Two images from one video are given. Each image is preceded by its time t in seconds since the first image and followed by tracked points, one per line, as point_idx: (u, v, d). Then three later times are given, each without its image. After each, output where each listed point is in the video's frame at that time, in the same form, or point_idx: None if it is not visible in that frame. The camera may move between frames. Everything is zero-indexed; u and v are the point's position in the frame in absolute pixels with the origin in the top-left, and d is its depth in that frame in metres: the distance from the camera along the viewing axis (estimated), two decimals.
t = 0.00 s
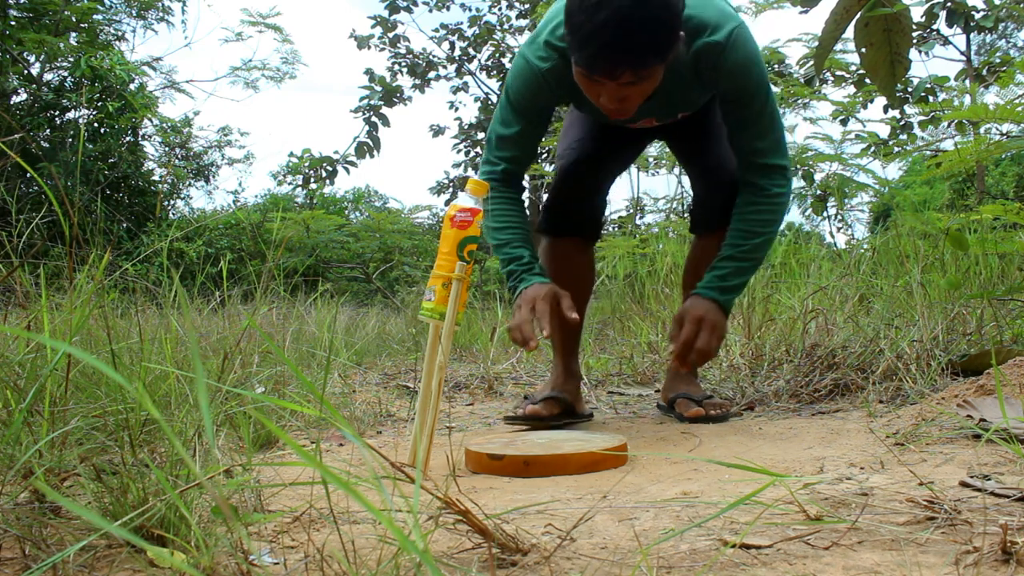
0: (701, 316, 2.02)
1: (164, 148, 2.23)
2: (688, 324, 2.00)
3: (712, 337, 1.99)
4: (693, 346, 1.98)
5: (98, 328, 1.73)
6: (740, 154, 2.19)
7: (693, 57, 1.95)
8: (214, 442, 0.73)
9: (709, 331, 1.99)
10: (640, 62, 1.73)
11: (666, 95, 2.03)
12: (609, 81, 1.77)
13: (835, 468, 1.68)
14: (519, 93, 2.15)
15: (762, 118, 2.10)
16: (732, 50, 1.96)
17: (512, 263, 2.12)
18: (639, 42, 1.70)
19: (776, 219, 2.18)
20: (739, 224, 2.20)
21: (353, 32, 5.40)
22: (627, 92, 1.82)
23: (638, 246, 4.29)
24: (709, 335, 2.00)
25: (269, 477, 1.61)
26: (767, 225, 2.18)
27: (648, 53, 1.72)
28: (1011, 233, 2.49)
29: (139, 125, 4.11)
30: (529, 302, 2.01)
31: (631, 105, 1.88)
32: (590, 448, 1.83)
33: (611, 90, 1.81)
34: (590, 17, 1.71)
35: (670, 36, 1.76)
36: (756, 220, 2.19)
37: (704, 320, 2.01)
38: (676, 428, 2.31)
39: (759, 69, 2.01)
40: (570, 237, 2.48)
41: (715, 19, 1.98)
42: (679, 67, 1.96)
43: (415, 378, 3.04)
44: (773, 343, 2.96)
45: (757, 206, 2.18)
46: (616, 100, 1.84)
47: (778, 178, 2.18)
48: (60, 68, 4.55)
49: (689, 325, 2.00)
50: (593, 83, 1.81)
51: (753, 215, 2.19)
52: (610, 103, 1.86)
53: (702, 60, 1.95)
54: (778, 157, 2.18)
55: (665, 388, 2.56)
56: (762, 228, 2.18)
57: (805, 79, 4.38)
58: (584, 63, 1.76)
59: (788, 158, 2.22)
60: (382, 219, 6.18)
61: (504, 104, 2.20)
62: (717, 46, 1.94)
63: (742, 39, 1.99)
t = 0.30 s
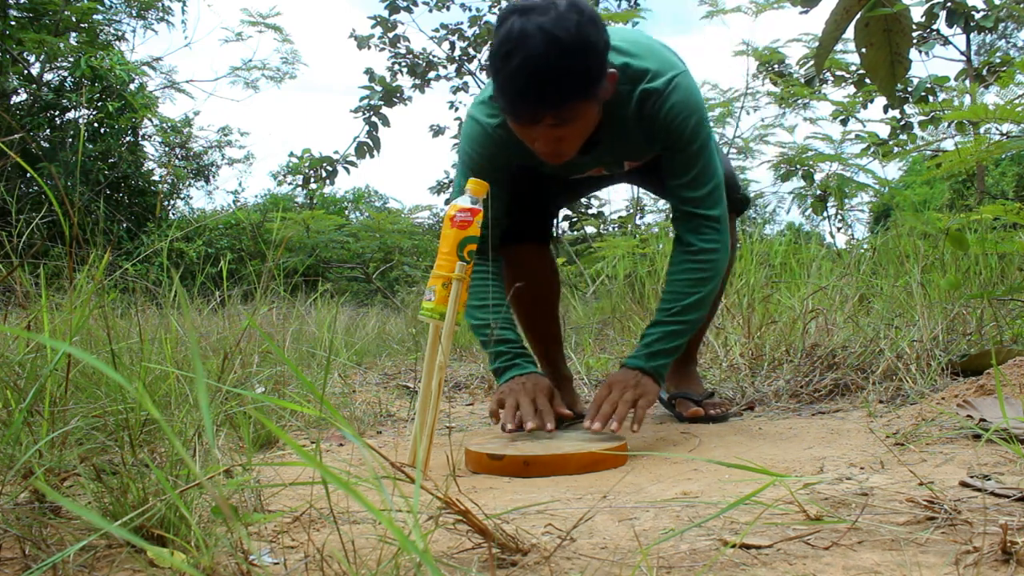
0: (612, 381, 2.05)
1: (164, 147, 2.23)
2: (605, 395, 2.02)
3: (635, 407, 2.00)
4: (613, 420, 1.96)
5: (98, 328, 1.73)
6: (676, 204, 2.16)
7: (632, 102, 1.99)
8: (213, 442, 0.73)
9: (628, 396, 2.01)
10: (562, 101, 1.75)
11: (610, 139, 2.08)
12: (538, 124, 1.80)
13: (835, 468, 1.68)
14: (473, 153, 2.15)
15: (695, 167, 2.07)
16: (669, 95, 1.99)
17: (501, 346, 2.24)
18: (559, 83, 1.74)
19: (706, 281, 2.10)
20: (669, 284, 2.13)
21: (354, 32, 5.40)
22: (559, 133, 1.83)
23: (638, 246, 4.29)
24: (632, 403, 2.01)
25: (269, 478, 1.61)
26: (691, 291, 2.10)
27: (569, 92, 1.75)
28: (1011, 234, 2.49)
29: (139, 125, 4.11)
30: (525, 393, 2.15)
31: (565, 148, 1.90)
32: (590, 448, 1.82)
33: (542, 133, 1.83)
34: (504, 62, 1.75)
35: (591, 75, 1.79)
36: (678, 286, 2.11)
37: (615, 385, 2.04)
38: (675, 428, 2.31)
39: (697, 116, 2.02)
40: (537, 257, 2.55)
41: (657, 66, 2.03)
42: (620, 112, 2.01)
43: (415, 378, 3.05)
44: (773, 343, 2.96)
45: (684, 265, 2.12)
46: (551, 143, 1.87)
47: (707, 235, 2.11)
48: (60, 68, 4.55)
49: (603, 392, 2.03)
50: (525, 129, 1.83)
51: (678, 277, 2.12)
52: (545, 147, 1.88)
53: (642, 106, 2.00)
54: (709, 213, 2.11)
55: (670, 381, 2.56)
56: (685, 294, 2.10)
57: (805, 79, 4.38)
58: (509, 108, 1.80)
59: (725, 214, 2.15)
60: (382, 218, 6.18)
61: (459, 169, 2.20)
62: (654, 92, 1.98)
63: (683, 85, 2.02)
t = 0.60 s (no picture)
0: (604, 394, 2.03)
1: (164, 147, 2.23)
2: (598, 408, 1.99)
3: (629, 417, 1.97)
4: (606, 431, 1.92)
5: (98, 328, 1.73)
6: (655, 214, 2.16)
7: (587, 121, 2.08)
8: (213, 442, 0.73)
9: (621, 406, 1.98)
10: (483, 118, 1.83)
11: (569, 156, 2.18)
12: (470, 143, 1.89)
13: (835, 468, 1.68)
14: (437, 185, 2.24)
15: (667, 178, 2.06)
16: (622, 108, 2.04)
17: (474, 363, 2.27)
18: (478, 101, 1.82)
19: (699, 284, 2.08)
20: (663, 292, 2.12)
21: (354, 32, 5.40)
22: (495, 150, 1.91)
23: (638, 246, 4.29)
24: (625, 412, 1.98)
25: (269, 477, 1.61)
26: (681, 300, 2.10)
27: (489, 109, 1.83)
28: (1011, 233, 2.49)
29: (140, 125, 4.11)
30: (498, 402, 2.16)
31: (508, 165, 1.97)
32: (590, 448, 1.82)
33: (478, 152, 1.92)
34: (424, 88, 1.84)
35: (511, 90, 1.86)
36: (671, 291, 2.11)
37: (609, 396, 2.02)
38: (675, 428, 2.31)
39: (657, 126, 2.03)
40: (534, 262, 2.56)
41: (605, 84, 2.10)
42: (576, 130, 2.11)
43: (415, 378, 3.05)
44: (773, 343, 2.96)
45: (676, 272, 2.11)
46: (489, 161, 1.95)
47: (692, 241, 2.09)
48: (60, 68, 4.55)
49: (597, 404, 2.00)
50: (463, 151, 1.93)
51: (673, 284, 2.11)
52: (488, 166, 1.97)
53: (597, 122, 2.08)
54: (689, 219, 2.08)
55: (672, 380, 2.55)
56: (677, 301, 2.10)
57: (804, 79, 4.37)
58: (441, 133, 1.89)
59: (709, 217, 2.11)
60: (382, 218, 6.18)
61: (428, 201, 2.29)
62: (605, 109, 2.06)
63: (639, 99, 2.05)
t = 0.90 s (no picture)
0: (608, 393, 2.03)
1: (164, 147, 2.23)
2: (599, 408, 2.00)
3: (630, 418, 1.97)
4: (606, 431, 1.92)
5: (98, 328, 1.73)
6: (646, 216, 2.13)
7: (570, 128, 2.09)
8: (214, 442, 0.73)
9: (623, 407, 1.98)
10: (465, 125, 1.85)
11: (556, 164, 2.19)
12: (454, 151, 1.91)
13: (835, 468, 1.68)
14: (428, 189, 2.24)
15: (654, 181, 2.03)
16: (604, 114, 2.04)
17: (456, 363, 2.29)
18: (459, 108, 1.83)
19: (697, 280, 2.03)
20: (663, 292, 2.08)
21: (354, 32, 5.40)
22: (478, 156, 1.94)
23: (639, 246, 4.29)
24: (626, 412, 1.98)
25: (269, 477, 1.61)
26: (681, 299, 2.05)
27: (470, 116, 1.85)
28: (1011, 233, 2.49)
29: (140, 125, 4.11)
30: (471, 403, 2.16)
31: (496, 170, 2.00)
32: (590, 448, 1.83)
33: (462, 159, 1.94)
34: (404, 99, 1.86)
35: (490, 97, 1.88)
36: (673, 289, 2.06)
37: (612, 397, 2.02)
38: (675, 428, 2.31)
39: (638, 130, 2.01)
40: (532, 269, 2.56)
41: (588, 90, 2.11)
42: (560, 137, 2.12)
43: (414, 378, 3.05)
44: (773, 343, 2.96)
45: (674, 270, 2.06)
46: (474, 167, 1.97)
47: (687, 238, 2.05)
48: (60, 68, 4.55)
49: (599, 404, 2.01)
50: (447, 158, 1.94)
51: (674, 282, 2.06)
52: (474, 171, 1.99)
53: (580, 129, 2.08)
54: (683, 217, 2.05)
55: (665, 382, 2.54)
56: (676, 301, 2.05)
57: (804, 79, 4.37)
58: (426, 142, 1.91)
59: (705, 214, 2.07)
60: (382, 219, 6.19)
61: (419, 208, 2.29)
62: (589, 115, 2.06)
63: (620, 103, 2.05)
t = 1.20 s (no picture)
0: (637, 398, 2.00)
1: (165, 147, 2.23)
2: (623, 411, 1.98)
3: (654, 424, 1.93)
4: (641, 432, 1.90)
5: (98, 329, 1.73)
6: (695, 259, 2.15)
7: (629, 163, 2.09)
8: (214, 442, 0.73)
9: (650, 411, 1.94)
10: (552, 129, 1.82)
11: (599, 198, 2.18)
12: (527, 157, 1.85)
13: (835, 468, 1.68)
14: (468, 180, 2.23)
15: (710, 227, 2.06)
16: (668, 151, 2.07)
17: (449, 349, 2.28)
18: (549, 112, 1.81)
19: (742, 318, 2.04)
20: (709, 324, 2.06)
21: (354, 32, 5.40)
22: (548, 167, 1.89)
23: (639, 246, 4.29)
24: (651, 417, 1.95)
25: (269, 477, 1.61)
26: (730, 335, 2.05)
27: (557, 121, 1.82)
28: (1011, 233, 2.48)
29: (140, 125, 4.11)
30: (462, 391, 2.15)
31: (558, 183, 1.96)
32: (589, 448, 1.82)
33: (534, 166, 1.88)
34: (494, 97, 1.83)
35: (579, 106, 1.87)
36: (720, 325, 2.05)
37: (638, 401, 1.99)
38: (675, 428, 2.31)
39: (700, 173, 2.06)
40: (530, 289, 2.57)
41: (651, 128, 2.14)
42: (615, 169, 2.11)
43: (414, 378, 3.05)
44: (773, 343, 2.96)
45: (721, 303, 2.06)
46: (543, 177, 1.93)
47: (740, 277, 2.05)
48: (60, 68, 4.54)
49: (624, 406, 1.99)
50: (517, 164, 1.90)
51: (724, 313, 2.06)
52: (540, 181, 1.95)
53: (638, 167, 2.09)
54: (739, 257, 2.06)
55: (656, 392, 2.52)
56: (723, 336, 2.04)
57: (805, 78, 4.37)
58: (501, 143, 1.84)
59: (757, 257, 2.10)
60: (382, 219, 6.19)
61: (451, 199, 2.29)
62: (649, 151, 2.08)
63: (680, 147, 2.09)
